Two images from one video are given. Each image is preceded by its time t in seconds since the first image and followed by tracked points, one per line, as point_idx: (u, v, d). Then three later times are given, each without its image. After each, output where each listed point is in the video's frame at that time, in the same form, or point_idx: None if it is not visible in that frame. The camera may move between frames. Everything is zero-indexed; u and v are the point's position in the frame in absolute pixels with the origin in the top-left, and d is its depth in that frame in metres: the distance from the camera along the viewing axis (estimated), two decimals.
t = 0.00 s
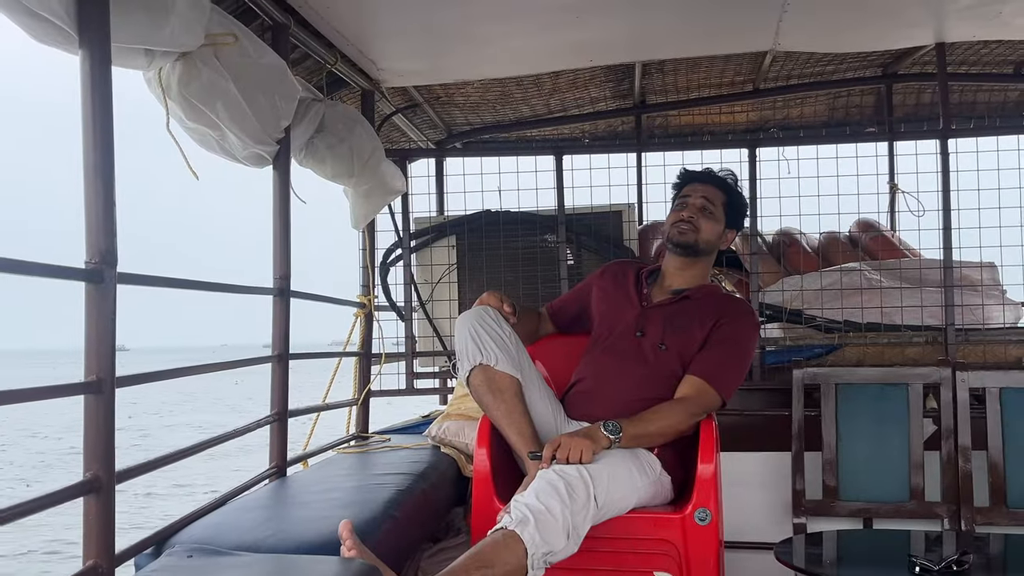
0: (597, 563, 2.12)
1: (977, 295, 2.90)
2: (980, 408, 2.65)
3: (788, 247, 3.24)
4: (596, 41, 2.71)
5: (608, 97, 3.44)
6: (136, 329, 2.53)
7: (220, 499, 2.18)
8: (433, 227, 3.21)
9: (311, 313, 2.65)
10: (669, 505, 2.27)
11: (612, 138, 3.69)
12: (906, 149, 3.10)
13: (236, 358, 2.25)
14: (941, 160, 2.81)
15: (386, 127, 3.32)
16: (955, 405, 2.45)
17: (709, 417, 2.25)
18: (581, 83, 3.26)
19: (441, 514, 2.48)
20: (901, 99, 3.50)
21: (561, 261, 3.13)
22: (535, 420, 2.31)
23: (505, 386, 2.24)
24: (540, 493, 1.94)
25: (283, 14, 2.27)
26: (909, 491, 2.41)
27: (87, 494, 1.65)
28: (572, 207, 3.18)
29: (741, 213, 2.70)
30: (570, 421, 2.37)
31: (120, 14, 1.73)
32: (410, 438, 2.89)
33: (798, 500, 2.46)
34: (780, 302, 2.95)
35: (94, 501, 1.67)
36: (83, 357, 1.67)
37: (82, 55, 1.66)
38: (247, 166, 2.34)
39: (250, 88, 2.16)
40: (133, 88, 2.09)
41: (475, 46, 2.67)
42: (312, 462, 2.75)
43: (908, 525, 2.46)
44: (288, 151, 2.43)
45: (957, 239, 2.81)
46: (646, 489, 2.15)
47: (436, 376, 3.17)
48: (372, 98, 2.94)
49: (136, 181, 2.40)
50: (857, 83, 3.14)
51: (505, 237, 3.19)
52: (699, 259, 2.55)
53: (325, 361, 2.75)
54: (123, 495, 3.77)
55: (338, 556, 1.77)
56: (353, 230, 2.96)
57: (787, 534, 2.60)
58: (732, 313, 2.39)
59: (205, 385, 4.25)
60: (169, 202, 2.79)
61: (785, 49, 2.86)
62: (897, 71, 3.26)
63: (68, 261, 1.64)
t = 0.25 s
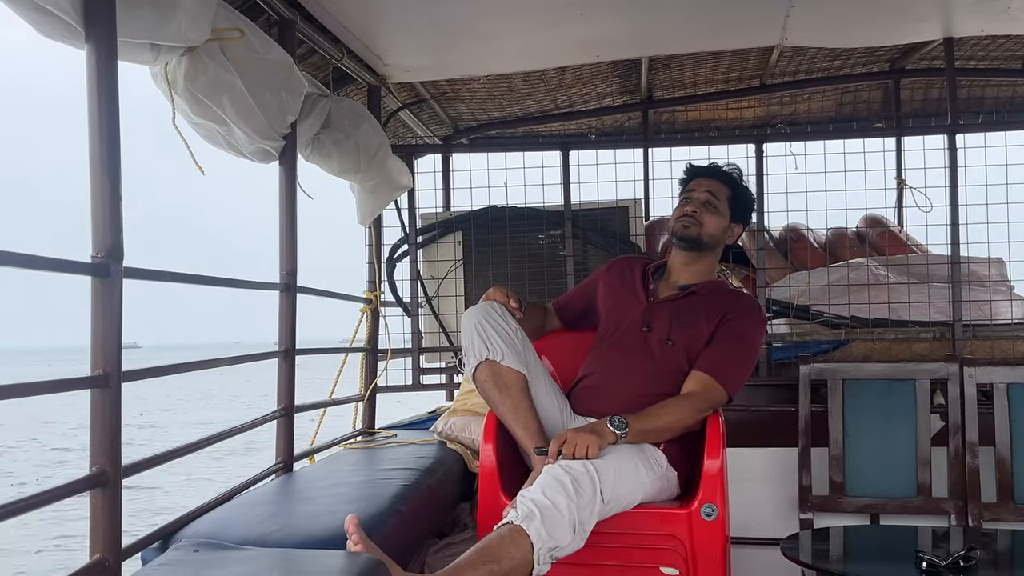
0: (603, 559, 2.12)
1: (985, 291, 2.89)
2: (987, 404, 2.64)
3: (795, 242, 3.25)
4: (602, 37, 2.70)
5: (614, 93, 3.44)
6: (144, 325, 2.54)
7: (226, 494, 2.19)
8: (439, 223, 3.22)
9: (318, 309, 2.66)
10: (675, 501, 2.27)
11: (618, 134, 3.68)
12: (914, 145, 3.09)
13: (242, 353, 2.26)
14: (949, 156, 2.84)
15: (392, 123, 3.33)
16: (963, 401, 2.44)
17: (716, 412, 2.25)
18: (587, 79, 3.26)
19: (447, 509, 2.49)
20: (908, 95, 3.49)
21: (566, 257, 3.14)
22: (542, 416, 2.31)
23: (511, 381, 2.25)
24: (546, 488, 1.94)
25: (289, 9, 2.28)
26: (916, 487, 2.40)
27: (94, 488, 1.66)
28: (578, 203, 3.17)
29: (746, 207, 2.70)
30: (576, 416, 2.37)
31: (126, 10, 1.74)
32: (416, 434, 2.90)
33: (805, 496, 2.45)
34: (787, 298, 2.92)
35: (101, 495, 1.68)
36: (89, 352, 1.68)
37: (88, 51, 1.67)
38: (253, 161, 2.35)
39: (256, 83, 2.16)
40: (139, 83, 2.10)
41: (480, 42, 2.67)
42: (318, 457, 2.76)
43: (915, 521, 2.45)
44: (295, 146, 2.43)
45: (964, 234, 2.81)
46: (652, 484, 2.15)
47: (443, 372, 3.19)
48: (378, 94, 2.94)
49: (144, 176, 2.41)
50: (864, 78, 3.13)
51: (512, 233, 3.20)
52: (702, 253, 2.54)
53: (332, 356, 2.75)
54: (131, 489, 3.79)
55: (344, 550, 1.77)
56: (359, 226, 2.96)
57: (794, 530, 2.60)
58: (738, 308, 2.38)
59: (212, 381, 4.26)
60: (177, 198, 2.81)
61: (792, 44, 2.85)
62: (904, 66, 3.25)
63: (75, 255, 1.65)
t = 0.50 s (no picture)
0: (611, 555, 2.12)
1: (994, 288, 2.88)
2: (996, 401, 2.63)
3: (802, 240, 3.26)
4: (609, 34, 2.70)
5: (622, 89, 3.44)
6: (154, 322, 2.56)
7: (235, 490, 2.20)
8: (446, 220, 3.24)
9: (326, 306, 2.67)
10: (683, 497, 2.27)
11: (625, 131, 3.68)
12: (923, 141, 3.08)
13: (250, 350, 2.26)
14: (957, 151, 2.82)
15: (399, 120, 3.33)
16: (972, 398, 2.43)
17: (723, 409, 2.25)
18: (594, 76, 3.26)
19: (455, 506, 2.49)
20: (917, 91, 3.47)
21: (574, 254, 3.14)
22: (550, 413, 2.31)
23: (519, 378, 2.25)
24: (554, 485, 1.95)
25: (297, 7, 2.28)
26: (925, 484, 2.40)
27: (103, 484, 1.67)
28: (585, 199, 3.18)
29: (755, 204, 2.68)
30: (584, 413, 2.37)
31: (134, 8, 1.75)
32: (424, 431, 2.90)
33: (813, 493, 2.45)
34: (795, 294, 2.95)
35: (110, 491, 1.69)
36: (98, 348, 1.69)
37: (96, 50, 1.68)
38: (261, 159, 2.35)
39: (264, 80, 2.16)
40: (147, 81, 2.10)
41: (487, 38, 2.66)
42: (326, 454, 2.77)
43: (923, 518, 2.45)
44: (302, 144, 2.44)
45: (973, 231, 2.80)
46: (659, 481, 2.15)
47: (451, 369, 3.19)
48: (385, 91, 2.94)
49: (153, 174, 2.42)
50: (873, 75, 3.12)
51: (519, 230, 3.20)
52: (710, 251, 2.54)
53: (340, 354, 2.77)
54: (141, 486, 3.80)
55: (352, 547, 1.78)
56: (367, 223, 2.97)
57: (801, 527, 2.60)
58: (746, 305, 2.38)
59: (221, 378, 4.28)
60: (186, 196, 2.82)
61: (800, 40, 2.84)
62: (913, 63, 3.24)
63: (84, 253, 1.65)
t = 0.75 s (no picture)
0: (618, 554, 2.12)
1: (1003, 286, 2.87)
2: (1005, 399, 2.62)
3: (810, 237, 3.24)
4: (615, 32, 2.69)
5: (630, 87, 3.43)
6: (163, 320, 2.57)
7: (243, 488, 2.21)
8: (454, 218, 3.23)
9: (334, 305, 2.68)
10: (690, 496, 2.27)
11: (633, 129, 3.68)
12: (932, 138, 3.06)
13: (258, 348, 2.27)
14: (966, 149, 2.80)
15: (407, 118, 3.33)
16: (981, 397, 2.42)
17: (731, 407, 2.25)
18: (602, 74, 3.25)
19: (463, 504, 2.50)
20: (926, 88, 3.45)
21: (582, 252, 3.13)
22: (557, 411, 2.31)
23: (526, 376, 2.25)
24: (561, 483, 1.95)
25: (305, 5, 2.28)
26: (933, 483, 2.39)
27: (112, 482, 1.68)
28: (593, 197, 3.16)
29: (762, 201, 2.67)
30: (592, 412, 2.37)
31: (143, 8, 1.75)
32: (432, 429, 2.91)
33: (820, 492, 2.45)
34: (803, 293, 2.93)
35: (119, 489, 1.70)
36: (107, 347, 1.69)
37: (104, 49, 1.68)
38: (268, 157, 2.36)
39: (272, 79, 2.17)
40: (156, 80, 2.11)
41: (494, 36, 2.66)
42: (334, 451, 2.77)
43: (931, 517, 2.44)
44: (310, 142, 2.44)
45: (982, 229, 2.78)
46: (667, 479, 2.15)
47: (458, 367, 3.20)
48: (393, 89, 2.94)
49: (161, 173, 2.43)
50: (882, 72, 3.11)
51: (527, 228, 3.20)
52: (714, 246, 2.53)
53: (348, 352, 2.76)
54: (151, 482, 3.83)
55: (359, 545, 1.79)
56: (375, 221, 2.97)
57: (809, 526, 2.59)
58: (754, 303, 2.38)
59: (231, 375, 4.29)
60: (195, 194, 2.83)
61: (808, 37, 2.83)
62: (922, 59, 3.22)
63: (93, 251, 1.66)
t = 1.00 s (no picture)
0: (627, 552, 2.12)
1: (1013, 284, 2.86)
2: (1016, 398, 2.61)
3: (819, 236, 3.22)
4: (623, 30, 2.69)
5: (638, 85, 3.43)
6: (173, 318, 2.58)
7: (253, 486, 2.22)
8: (462, 217, 3.23)
9: (342, 303, 2.68)
10: (699, 494, 2.27)
11: (641, 127, 3.67)
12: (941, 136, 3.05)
13: (268, 347, 2.27)
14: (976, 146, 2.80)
15: (415, 116, 3.33)
16: (991, 396, 2.42)
17: (740, 405, 2.24)
18: (610, 72, 3.25)
19: (472, 502, 2.50)
20: (935, 86, 3.44)
21: (591, 250, 3.11)
22: (566, 409, 2.31)
23: (535, 374, 2.25)
24: (570, 481, 1.95)
25: (314, 4, 2.29)
26: (943, 481, 2.38)
27: (123, 480, 1.68)
28: (601, 195, 3.18)
29: (764, 193, 2.63)
30: (600, 410, 2.37)
31: (154, 7, 1.76)
32: (441, 427, 2.91)
33: (829, 490, 2.44)
34: (812, 291, 2.94)
35: (130, 487, 1.70)
36: (118, 345, 1.70)
37: (115, 48, 1.69)
38: (278, 156, 2.36)
39: (281, 77, 2.17)
40: (166, 79, 2.11)
41: (502, 34, 2.66)
42: (343, 449, 2.78)
43: (941, 515, 2.43)
44: (319, 141, 2.45)
45: (992, 227, 2.77)
46: (676, 478, 2.15)
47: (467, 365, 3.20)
48: (401, 88, 2.94)
49: (171, 172, 2.43)
50: (890, 70, 3.10)
51: (535, 226, 3.20)
52: (707, 238, 2.53)
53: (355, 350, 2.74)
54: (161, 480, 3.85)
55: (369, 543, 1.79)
56: (383, 220, 2.98)
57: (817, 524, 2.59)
58: (763, 301, 2.37)
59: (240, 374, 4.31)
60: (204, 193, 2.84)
61: (817, 35, 2.82)
62: (931, 57, 3.21)
63: (104, 249, 1.67)
